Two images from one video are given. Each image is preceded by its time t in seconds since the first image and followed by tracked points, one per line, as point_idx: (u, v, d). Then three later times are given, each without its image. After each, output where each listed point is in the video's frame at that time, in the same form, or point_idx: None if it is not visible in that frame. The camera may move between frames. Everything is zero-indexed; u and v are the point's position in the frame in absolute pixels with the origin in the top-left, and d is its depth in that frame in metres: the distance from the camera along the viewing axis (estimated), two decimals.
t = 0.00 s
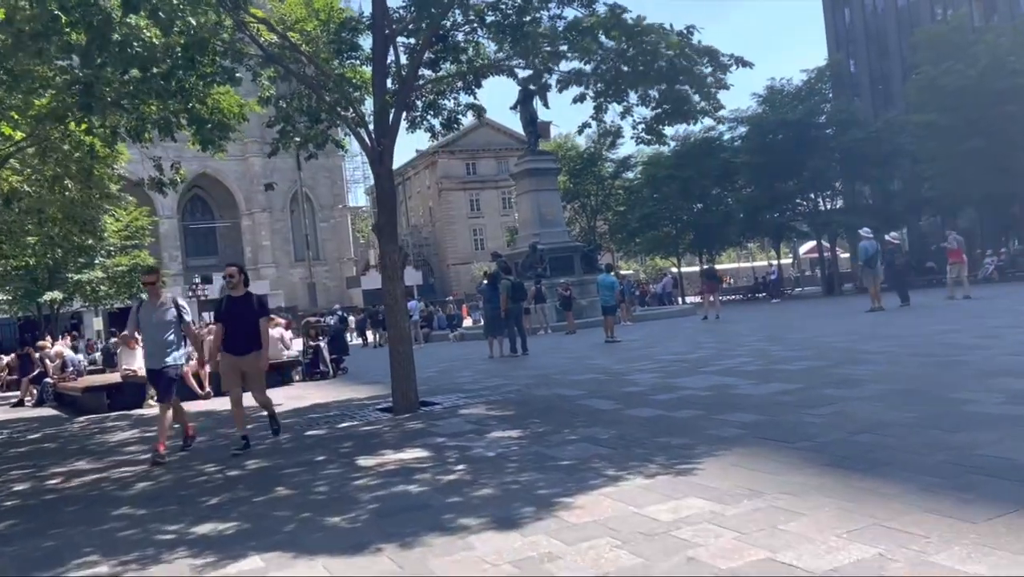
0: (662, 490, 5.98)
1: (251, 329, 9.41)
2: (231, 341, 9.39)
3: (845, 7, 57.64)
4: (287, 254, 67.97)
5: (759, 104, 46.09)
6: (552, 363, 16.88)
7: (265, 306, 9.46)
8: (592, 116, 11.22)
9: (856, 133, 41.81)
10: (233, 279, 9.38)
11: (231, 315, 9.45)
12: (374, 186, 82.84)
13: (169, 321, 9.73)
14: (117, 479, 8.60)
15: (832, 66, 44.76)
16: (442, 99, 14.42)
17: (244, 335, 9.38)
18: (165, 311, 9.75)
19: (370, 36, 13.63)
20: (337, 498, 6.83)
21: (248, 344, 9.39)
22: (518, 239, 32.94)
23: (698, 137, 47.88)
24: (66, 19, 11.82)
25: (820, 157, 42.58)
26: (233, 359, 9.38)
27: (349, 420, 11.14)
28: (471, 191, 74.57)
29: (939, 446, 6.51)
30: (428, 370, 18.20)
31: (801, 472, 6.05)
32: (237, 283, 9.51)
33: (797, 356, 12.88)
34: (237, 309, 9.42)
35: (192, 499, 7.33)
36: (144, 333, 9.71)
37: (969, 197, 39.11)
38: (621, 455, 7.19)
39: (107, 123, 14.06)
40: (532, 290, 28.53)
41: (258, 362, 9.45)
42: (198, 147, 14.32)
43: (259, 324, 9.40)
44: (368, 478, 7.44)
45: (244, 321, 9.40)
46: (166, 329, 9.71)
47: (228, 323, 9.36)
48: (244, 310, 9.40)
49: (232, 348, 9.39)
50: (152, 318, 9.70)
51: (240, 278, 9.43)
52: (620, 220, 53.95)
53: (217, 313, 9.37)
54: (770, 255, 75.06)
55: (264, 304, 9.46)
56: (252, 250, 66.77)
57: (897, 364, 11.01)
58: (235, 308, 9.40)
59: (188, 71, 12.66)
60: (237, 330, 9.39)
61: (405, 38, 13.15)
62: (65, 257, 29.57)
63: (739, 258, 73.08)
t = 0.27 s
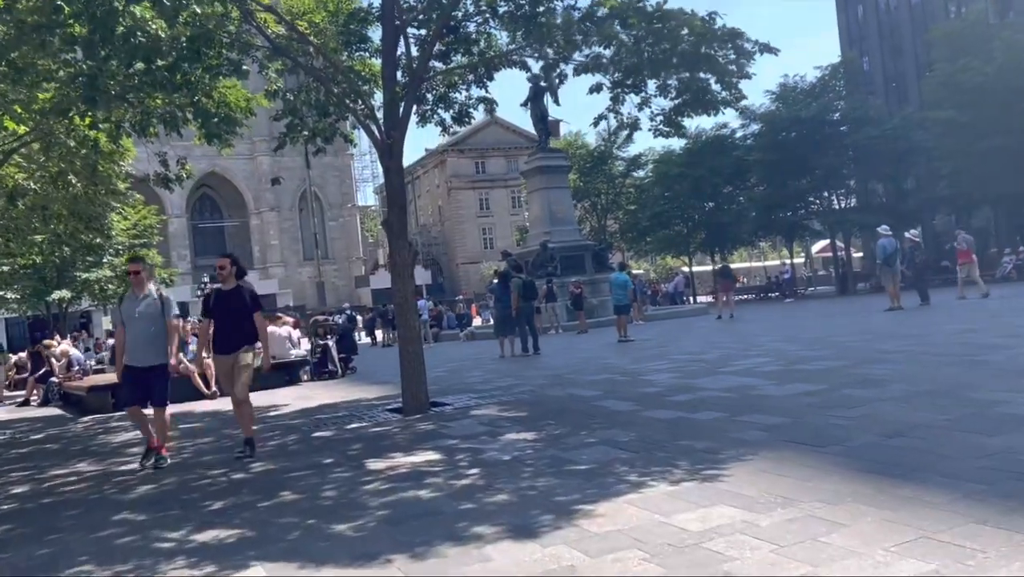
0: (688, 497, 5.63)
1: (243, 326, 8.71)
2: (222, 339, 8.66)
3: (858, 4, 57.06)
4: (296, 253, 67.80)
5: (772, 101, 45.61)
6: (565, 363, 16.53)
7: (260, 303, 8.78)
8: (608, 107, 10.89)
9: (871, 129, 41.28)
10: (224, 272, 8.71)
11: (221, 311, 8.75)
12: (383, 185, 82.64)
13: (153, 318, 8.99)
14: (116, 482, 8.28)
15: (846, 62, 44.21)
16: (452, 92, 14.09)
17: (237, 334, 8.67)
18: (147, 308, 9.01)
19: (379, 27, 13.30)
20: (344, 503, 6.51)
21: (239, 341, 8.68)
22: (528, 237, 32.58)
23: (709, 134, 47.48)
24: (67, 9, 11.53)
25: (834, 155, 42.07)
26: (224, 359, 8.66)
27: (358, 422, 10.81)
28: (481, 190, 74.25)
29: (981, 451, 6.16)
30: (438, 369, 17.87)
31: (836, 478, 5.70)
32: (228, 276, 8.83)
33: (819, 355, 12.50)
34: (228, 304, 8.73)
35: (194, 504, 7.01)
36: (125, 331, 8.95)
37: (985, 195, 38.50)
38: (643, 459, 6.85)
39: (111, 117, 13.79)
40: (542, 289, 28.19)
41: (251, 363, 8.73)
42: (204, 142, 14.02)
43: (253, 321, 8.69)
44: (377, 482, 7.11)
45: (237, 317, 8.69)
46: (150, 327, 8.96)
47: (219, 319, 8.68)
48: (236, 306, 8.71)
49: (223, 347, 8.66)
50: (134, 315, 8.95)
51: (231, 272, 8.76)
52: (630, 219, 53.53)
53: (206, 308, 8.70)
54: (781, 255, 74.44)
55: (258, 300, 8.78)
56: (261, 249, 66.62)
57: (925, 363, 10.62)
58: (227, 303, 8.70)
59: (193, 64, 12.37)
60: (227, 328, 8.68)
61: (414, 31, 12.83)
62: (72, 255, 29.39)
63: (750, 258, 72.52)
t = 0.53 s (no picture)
0: (724, 513, 5.29)
1: (239, 334, 8.15)
2: (217, 349, 8.12)
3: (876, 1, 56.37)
4: (310, 253, 67.74)
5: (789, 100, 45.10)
6: (582, 365, 16.18)
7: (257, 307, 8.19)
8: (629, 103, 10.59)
9: (891, 127, 40.67)
10: (215, 276, 8.08)
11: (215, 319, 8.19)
12: (397, 184, 82.50)
13: (139, 326, 8.41)
14: (122, 490, 8.00)
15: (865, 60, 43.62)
16: (468, 88, 13.81)
17: (232, 341, 8.10)
18: (133, 315, 8.43)
19: (393, 21, 13.00)
20: (357, 515, 6.20)
21: (234, 351, 8.13)
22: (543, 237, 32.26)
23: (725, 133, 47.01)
24: (78, 4, 11.28)
25: (852, 153, 41.50)
26: (219, 369, 8.11)
27: (371, 426, 10.51)
28: (494, 189, 73.98)
29: None
30: (453, 371, 17.58)
31: (882, 494, 5.33)
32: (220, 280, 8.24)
33: (847, 359, 12.11)
34: (222, 311, 8.15)
35: (200, 514, 6.71)
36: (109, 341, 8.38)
37: (1008, 194, 37.83)
38: (672, 470, 6.51)
39: (121, 114, 13.54)
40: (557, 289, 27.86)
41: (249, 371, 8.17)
42: (216, 139, 13.76)
43: (249, 327, 8.11)
44: (392, 493, 6.79)
45: (232, 324, 8.12)
46: (137, 335, 8.40)
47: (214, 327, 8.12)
48: (231, 312, 8.13)
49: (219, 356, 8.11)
50: (119, 324, 8.38)
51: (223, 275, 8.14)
52: (645, 218, 53.10)
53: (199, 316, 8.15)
54: (797, 255, 73.78)
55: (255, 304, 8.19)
56: (274, 248, 66.58)
57: (959, 368, 10.23)
58: (221, 310, 8.12)
59: (203, 59, 12.09)
60: (221, 336, 8.10)
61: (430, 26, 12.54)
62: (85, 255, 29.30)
63: (766, 258, 71.88)
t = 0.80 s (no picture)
0: (761, 523, 4.96)
1: (235, 331, 7.54)
2: (211, 347, 7.49)
3: None
4: (324, 251, 67.66)
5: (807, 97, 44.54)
6: (600, 365, 15.85)
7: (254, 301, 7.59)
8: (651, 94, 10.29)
9: (911, 124, 40.00)
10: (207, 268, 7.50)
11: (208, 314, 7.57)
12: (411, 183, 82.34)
13: (120, 323, 7.57)
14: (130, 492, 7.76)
15: (884, 56, 42.95)
16: (484, 81, 13.52)
17: (226, 338, 7.47)
18: (112, 311, 7.60)
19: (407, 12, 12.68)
20: (372, 521, 5.92)
21: (229, 349, 7.50)
22: (558, 235, 31.91)
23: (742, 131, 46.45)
24: None
25: (871, 151, 40.88)
26: (214, 367, 7.47)
27: (386, 427, 10.21)
28: (508, 188, 73.66)
29: None
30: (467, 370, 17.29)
31: (930, 504, 4.99)
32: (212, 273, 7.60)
33: (875, 359, 11.72)
34: (216, 306, 7.53)
35: (208, 519, 6.45)
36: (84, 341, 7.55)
37: None
38: (701, 475, 6.19)
39: (132, 108, 13.32)
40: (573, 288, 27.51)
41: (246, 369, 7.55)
42: (229, 134, 13.55)
43: (246, 323, 7.51)
44: (408, 497, 6.49)
45: (226, 318, 7.51)
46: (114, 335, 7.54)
47: (206, 323, 7.49)
48: (224, 306, 7.51)
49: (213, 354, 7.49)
50: (95, 321, 7.55)
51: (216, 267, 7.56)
52: (661, 217, 52.60)
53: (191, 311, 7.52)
54: (814, 254, 73.02)
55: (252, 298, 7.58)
56: (289, 247, 66.53)
57: (996, 369, 9.82)
58: (213, 304, 7.51)
59: (215, 53, 11.83)
60: (216, 332, 7.49)
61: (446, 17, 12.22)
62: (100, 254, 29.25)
63: (782, 257, 71.15)
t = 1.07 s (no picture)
0: (812, 540, 4.62)
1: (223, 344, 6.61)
2: (195, 362, 6.55)
3: None
4: (342, 250, 67.61)
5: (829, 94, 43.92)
6: (623, 365, 15.50)
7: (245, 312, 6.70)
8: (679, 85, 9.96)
9: (937, 121, 39.24)
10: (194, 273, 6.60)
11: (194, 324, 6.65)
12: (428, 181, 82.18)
13: (108, 323, 6.85)
14: (142, 497, 7.51)
15: (908, 52, 42.19)
16: (505, 75, 13.21)
17: (212, 351, 6.56)
18: (97, 310, 6.86)
19: (426, 5, 12.35)
20: (392, 533, 5.62)
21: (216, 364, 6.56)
22: (576, 233, 31.54)
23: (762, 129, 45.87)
24: None
25: (895, 148, 40.19)
26: (195, 384, 6.52)
27: (404, 429, 9.92)
28: (525, 186, 73.31)
29: None
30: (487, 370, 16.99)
31: (995, 523, 4.62)
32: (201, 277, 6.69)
33: (911, 361, 11.28)
34: (203, 315, 6.61)
35: (221, 527, 6.17)
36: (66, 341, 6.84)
37: None
38: (740, 486, 5.85)
39: (147, 101, 13.07)
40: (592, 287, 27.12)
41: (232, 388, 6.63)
42: (246, 129, 13.31)
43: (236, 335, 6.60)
44: (430, 506, 6.18)
45: (213, 330, 6.59)
46: (94, 335, 6.77)
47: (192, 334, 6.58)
48: (211, 316, 6.60)
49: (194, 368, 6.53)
50: (76, 322, 6.80)
51: (203, 272, 6.66)
52: (680, 216, 52.05)
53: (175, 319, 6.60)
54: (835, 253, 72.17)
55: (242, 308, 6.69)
56: (307, 246, 66.50)
57: None
58: (199, 312, 6.59)
59: (232, 45, 11.57)
60: (200, 345, 6.57)
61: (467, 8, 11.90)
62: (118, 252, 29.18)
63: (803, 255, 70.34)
